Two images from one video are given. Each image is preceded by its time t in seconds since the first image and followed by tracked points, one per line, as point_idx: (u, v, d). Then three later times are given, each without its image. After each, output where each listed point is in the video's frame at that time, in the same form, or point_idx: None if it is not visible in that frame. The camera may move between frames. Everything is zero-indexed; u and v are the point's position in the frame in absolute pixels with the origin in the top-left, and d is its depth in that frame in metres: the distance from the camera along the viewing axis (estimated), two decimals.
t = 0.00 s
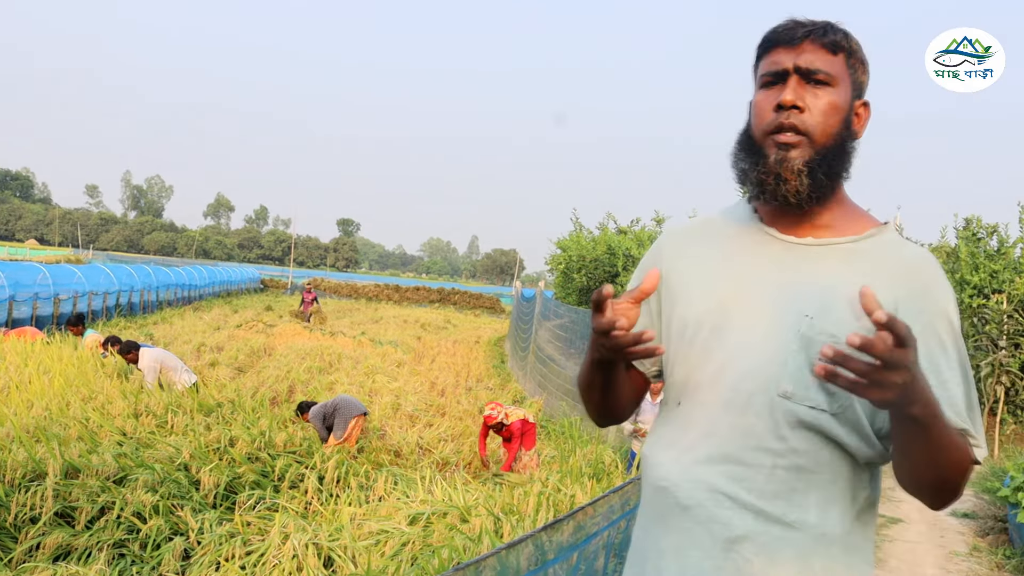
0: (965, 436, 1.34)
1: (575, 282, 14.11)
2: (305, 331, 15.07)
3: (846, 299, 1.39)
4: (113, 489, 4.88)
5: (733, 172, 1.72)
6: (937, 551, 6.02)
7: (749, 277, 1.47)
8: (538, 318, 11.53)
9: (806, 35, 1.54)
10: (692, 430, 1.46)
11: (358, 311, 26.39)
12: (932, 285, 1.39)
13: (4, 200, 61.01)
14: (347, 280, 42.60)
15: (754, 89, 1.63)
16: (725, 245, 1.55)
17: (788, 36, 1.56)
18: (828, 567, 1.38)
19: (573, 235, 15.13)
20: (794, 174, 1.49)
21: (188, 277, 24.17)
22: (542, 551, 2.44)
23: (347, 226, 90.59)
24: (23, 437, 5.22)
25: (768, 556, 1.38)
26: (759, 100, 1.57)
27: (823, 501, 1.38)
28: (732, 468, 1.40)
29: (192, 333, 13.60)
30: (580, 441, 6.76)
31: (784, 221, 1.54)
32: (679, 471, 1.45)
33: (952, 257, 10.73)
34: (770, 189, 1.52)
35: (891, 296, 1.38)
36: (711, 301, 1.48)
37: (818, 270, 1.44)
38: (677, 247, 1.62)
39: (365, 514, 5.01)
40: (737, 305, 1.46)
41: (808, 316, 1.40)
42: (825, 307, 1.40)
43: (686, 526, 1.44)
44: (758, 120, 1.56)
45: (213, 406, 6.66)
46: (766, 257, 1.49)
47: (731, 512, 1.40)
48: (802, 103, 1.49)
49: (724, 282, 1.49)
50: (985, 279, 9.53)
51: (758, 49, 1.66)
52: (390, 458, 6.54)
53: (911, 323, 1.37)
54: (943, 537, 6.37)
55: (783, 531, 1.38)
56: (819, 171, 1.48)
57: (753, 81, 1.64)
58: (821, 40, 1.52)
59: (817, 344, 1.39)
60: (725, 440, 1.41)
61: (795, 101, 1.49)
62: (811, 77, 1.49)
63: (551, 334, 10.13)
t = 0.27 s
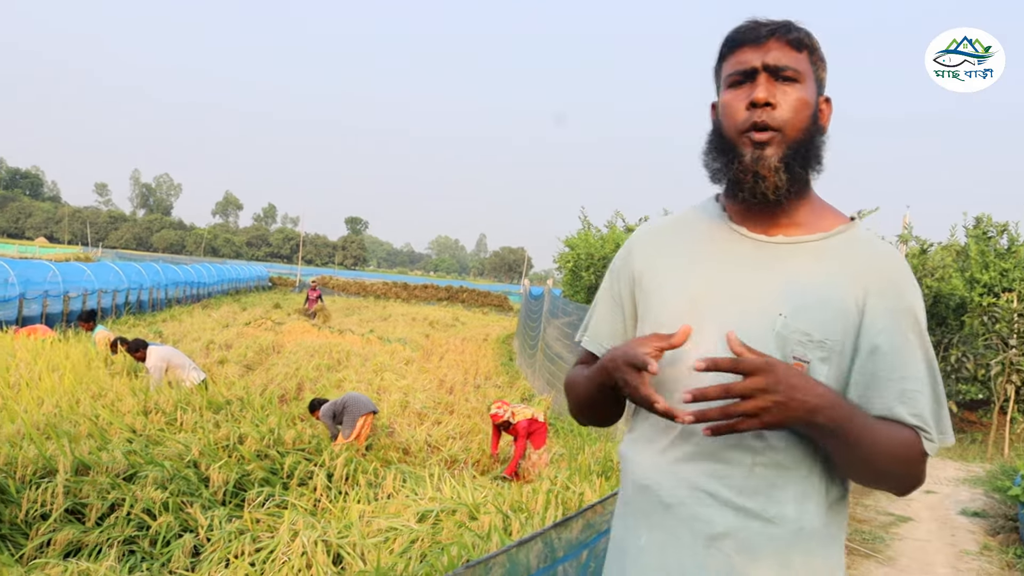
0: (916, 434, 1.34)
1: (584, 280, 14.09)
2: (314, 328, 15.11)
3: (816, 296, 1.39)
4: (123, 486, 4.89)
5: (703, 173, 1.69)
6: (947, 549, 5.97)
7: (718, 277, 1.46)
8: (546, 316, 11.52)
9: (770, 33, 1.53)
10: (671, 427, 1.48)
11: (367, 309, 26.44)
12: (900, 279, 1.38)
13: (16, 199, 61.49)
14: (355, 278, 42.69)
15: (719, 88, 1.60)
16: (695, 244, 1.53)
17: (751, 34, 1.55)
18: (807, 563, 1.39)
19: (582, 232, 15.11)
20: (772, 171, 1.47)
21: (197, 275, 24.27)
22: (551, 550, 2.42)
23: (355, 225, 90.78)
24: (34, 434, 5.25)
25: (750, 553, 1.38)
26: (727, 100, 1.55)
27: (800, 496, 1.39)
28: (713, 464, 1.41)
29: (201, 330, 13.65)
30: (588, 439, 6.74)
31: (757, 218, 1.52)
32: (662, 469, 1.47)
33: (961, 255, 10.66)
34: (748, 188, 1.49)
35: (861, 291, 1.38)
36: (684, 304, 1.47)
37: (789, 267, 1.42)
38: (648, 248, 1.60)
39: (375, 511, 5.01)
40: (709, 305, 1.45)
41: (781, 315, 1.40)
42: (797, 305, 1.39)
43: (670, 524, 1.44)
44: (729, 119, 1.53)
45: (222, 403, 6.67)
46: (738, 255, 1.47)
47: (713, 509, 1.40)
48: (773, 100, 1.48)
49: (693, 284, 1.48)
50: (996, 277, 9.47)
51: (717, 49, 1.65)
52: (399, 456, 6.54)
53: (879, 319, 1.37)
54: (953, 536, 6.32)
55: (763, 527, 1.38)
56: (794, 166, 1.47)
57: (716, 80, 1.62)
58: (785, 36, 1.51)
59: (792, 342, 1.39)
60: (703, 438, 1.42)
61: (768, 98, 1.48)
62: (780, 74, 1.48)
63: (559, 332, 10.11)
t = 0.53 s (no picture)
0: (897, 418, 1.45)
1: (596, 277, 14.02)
2: (327, 326, 15.14)
3: (804, 291, 1.48)
4: (138, 483, 4.91)
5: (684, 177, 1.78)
6: (962, 547, 5.89)
7: (711, 274, 1.53)
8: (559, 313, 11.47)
9: (735, 38, 1.62)
10: (668, 424, 1.52)
11: (379, 306, 26.48)
12: (881, 275, 1.50)
13: (31, 198, 62.18)
14: (367, 276, 42.76)
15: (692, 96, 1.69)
16: (686, 243, 1.60)
17: (717, 42, 1.64)
18: (795, 554, 1.47)
19: (594, 229, 15.04)
20: (751, 172, 1.56)
21: (210, 273, 24.38)
22: (566, 548, 2.40)
23: (367, 222, 91.08)
24: (49, 431, 5.28)
25: (743, 547, 1.45)
26: (701, 107, 1.64)
27: (789, 490, 1.48)
28: (708, 461, 1.47)
29: (214, 328, 13.70)
30: (600, 436, 6.71)
31: (740, 218, 1.61)
32: (657, 467, 1.50)
33: (976, 251, 10.54)
34: (730, 193, 1.58)
35: (844, 284, 1.49)
36: (678, 301, 1.54)
37: (778, 263, 1.51)
38: (634, 247, 1.67)
39: (388, 508, 5.00)
40: (702, 301, 1.52)
41: (771, 309, 1.48)
42: (786, 300, 1.48)
43: (664, 521, 1.49)
44: (705, 127, 1.63)
45: (236, 401, 6.69)
46: (727, 254, 1.55)
47: (708, 505, 1.46)
48: (745, 104, 1.58)
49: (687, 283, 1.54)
50: (1012, 273, 9.35)
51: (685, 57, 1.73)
52: (412, 453, 6.54)
53: (862, 309, 1.48)
54: (968, 533, 6.24)
55: (756, 521, 1.45)
56: (771, 167, 1.57)
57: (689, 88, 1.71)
58: (750, 41, 1.61)
59: (782, 336, 1.48)
60: (701, 434, 1.48)
61: (740, 103, 1.57)
62: (749, 78, 1.58)
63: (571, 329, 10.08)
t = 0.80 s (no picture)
0: (901, 409, 1.42)
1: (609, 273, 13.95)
2: (340, 322, 15.18)
3: (808, 284, 1.45)
4: (154, 479, 4.94)
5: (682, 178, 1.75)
6: (980, 544, 5.81)
7: (714, 270, 1.50)
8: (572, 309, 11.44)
9: (725, 37, 1.59)
10: (676, 418, 1.50)
11: (392, 303, 26.53)
12: (883, 264, 1.46)
13: (48, 198, 62.83)
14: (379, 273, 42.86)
15: (685, 98, 1.66)
16: (687, 242, 1.57)
17: (708, 42, 1.61)
18: (808, 546, 1.45)
19: (607, 225, 14.97)
20: (749, 173, 1.54)
21: (224, 270, 24.53)
22: (581, 546, 2.38)
23: (379, 219, 91.32)
24: (66, 427, 5.32)
25: (756, 540, 1.42)
26: (694, 109, 1.62)
27: (801, 482, 1.45)
28: (719, 455, 1.44)
29: (228, 325, 13.77)
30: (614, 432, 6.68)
31: (741, 217, 1.58)
32: (667, 461, 1.48)
33: (993, 246, 10.39)
34: (728, 194, 1.55)
35: (847, 275, 1.46)
36: (682, 299, 1.51)
37: (781, 255, 1.48)
38: (636, 245, 1.64)
39: (402, 504, 4.99)
40: (705, 298, 1.49)
41: (775, 303, 1.45)
42: (790, 293, 1.45)
43: (676, 515, 1.46)
44: (699, 130, 1.60)
45: (251, 397, 6.71)
46: (730, 249, 1.52)
47: (719, 499, 1.43)
48: (739, 105, 1.55)
49: (690, 280, 1.52)
50: None
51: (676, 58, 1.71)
52: (426, 449, 6.53)
53: (866, 300, 1.44)
54: (986, 530, 6.15)
55: (768, 514, 1.42)
56: (767, 167, 1.55)
57: (681, 90, 1.68)
58: (740, 40, 1.58)
59: (788, 329, 1.45)
60: (711, 429, 1.45)
61: (734, 104, 1.55)
62: (742, 78, 1.55)
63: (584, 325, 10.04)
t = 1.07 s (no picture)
0: (920, 405, 1.38)
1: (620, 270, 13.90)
2: (352, 320, 15.22)
3: (820, 279, 1.42)
4: (168, 477, 4.96)
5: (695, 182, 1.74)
6: (996, 542, 5.74)
7: (725, 267, 1.49)
8: (583, 306, 11.41)
9: (725, 39, 1.56)
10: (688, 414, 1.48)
11: (404, 301, 26.58)
12: (898, 257, 1.42)
13: (62, 198, 63.43)
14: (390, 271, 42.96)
15: (690, 103, 1.64)
16: (697, 241, 1.55)
17: (708, 45, 1.59)
18: (821, 546, 1.41)
19: (618, 222, 14.91)
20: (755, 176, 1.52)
21: (236, 269, 24.67)
22: (595, 544, 2.35)
23: (390, 217, 91.61)
24: (81, 425, 5.35)
25: (766, 539, 1.39)
26: (699, 114, 1.60)
27: (815, 482, 1.41)
28: (729, 451, 1.42)
29: (241, 323, 13.84)
30: (626, 429, 6.65)
31: (752, 217, 1.56)
32: (678, 457, 1.46)
33: (1007, 241, 10.27)
34: (736, 198, 1.54)
35: (860, 269, 1.42)
36: (693, 298, 1.49)
37: (792, 251, 1.46)
38: (647, 245, 1.63)
39: (415, 502, 4.99)
40: (717, 297, 1.47)
41: (787, 299, 1.43)
42: (803, 289, 1.42)
43: (686, 511, 1.44)
44: (704, 134, 1.58)
45: (263, 395, 6.74)
46: (743, 247, 1.50)
47: (729, 496, 1.41)
48: (742, 107, 1.52)
49: (701, 278, 1.50)
50: None
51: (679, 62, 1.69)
52: (438, 447, 6.53)
53: (880, 293, 1.40)
54: (1001, 528, 6.07)
55: (779, 512, 1.39)
56: (774, 168, 1.52)
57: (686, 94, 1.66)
58: (739, 41, 1.55)
59: (800, 326, 1.42)
60: (722, 424, 1.43)
61: (736, 107, 1.52)
62: (743, 80, 1.52)
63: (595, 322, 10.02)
